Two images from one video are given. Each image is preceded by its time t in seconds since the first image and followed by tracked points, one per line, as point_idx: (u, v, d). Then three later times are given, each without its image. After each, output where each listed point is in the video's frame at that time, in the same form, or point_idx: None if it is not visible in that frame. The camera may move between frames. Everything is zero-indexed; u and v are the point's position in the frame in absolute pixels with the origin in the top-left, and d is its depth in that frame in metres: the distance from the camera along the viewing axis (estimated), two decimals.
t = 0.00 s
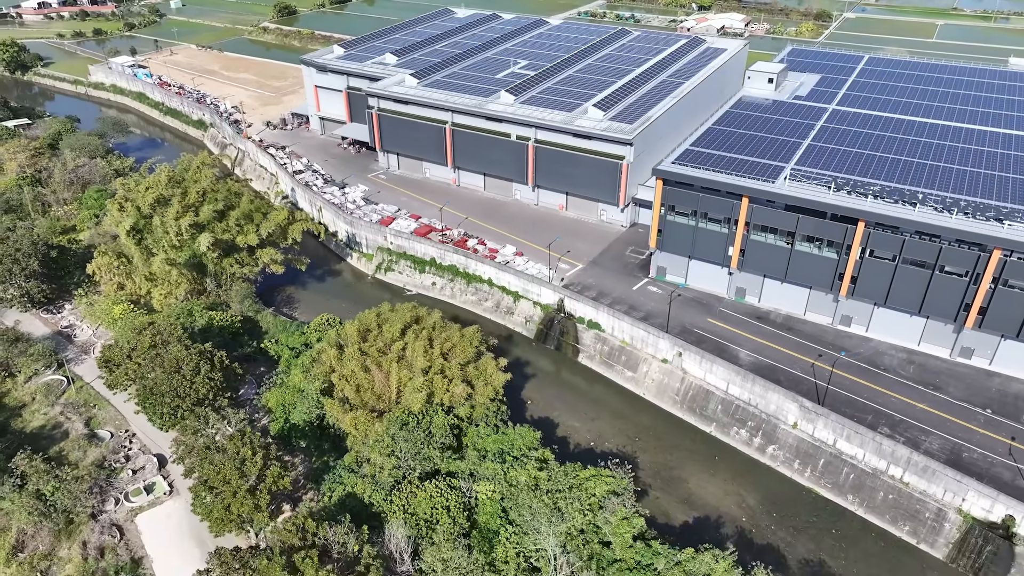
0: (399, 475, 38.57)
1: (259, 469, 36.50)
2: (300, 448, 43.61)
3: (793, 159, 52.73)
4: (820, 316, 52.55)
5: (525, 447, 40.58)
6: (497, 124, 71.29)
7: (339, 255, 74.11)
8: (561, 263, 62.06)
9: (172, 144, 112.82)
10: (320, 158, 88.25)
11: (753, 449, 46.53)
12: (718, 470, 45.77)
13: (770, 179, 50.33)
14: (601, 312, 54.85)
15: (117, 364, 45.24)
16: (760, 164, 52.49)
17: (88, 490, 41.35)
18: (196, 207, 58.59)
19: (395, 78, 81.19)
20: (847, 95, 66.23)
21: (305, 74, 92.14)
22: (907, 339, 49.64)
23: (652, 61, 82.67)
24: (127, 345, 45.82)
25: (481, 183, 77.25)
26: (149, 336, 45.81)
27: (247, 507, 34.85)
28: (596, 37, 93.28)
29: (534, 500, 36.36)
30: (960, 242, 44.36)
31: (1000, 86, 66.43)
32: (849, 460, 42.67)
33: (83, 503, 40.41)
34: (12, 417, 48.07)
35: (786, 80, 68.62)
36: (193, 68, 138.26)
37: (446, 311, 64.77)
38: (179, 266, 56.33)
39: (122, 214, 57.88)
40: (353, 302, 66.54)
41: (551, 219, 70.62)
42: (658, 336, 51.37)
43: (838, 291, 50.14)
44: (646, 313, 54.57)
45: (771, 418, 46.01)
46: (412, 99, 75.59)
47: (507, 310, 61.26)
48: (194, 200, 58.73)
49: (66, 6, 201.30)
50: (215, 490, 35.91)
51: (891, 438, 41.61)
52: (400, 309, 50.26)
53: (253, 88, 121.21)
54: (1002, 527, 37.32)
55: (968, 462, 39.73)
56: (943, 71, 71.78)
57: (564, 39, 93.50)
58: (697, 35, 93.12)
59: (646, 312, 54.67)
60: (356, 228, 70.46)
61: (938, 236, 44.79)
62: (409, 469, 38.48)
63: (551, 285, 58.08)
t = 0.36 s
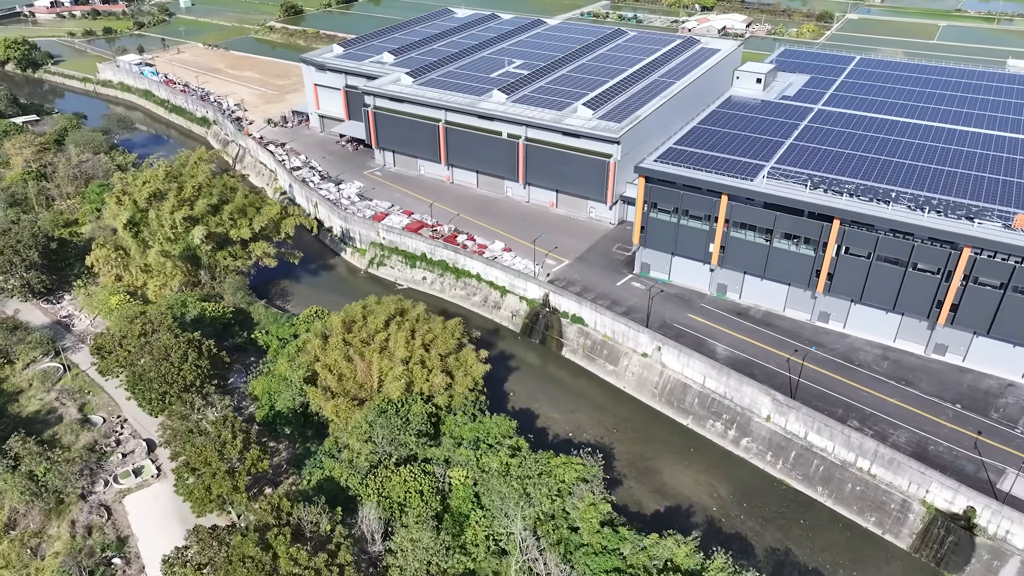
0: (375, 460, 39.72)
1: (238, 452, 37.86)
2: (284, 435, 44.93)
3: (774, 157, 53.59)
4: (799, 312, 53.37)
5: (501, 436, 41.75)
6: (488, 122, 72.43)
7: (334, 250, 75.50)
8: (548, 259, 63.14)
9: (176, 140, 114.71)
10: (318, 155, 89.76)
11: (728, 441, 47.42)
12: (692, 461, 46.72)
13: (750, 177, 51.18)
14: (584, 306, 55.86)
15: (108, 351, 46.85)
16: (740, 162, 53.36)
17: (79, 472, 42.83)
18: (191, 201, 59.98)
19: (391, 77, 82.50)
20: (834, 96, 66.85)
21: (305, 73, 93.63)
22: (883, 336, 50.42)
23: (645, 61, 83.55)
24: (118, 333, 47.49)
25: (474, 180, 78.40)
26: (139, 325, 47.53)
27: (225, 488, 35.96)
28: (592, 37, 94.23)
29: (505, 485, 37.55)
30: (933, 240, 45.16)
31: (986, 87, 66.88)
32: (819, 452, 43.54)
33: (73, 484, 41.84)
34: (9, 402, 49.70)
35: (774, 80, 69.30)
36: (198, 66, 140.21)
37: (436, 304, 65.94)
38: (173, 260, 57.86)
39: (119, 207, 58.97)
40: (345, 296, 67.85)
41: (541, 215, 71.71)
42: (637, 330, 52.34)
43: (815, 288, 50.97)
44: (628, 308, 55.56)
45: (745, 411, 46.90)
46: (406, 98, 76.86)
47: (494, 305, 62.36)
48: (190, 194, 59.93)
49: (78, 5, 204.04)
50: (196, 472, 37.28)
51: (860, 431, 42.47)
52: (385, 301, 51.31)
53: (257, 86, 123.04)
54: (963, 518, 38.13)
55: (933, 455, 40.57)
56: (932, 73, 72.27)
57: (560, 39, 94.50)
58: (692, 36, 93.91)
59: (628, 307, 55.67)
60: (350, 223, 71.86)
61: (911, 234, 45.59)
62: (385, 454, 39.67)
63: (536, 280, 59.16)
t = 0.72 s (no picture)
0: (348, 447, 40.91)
1: (214, 437, 39.62)
2: (264, 423, 46.31)
3: (748, 156, 54.58)
4: (772, 308, 54.35)
5: (472, 425, 42.91)
6: (475, 121, 73.60)
7: (324, 246, 76.79)
8: (530, 255, 64.30)
9: (174, 138, 116.28)
10: (311, 153, 91.13)
11: (698, 433, 48.44)
12: (663, 452, 47.78)
13: (723, 176, 52.18)
14: (563, 301, 56.92)
15: (94, 341, 48.26)
16: (716, 161, 54.37)
17: (64, 457, 44.20)
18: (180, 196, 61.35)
19: (382, 76, 83.76)
20: (814, 96, 67.74)
21: (299, 72, 95.02)
22: (853, 331, 51.36)
23: (633, 61, 84.57)
24: (104, 324, 48.99)
25: (463, 178, 79.57)
26: (124, 316, 49.02)
27: (201, 472, 37.34)
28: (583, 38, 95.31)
29: (472, 471, 38.73)
30: (899, 238, 46.06)
31: (966, 87, 67.62)
32: (785, 444, 44.52)
33: (58, 468, 43.15)
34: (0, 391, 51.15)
35: (757, 80, 70.19)
36: (198, 65, 141.95)
37: (421, 299, 67.10)
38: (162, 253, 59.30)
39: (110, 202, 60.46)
40: (332, 290, 69.09)
41: (526, 213, 72.85)
42: (613, 325, 53.37)
43: (787, 284, 51.95)
44: (606, 304, 56.62)
45: (715, 404, 47.92)
46: (395, 97, 78.11)
47: (477, 300, 63.51)
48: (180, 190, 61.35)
49: (83, 4, 206.08)
50: (173, 457, 38.78)
51: (824, 423, 43.46)
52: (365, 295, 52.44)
53: (255, 85, 124.59)
54: (920, 507, 39.10)
55: (893, 447, 41.60)
56: (914, 74, 73.05)
57: (551, 39, 95.57)
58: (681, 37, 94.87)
59: (605, 302, 56.73)
60: (339, 220, 73.19)
61: (879, 231, 46.49)
62: (358, 441, 40.86)
63: (517, 276, 60.26)
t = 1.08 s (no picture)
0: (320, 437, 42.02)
1: (188, 425, 40.99)
2: (242, 414, 47.39)
3: (721, 155, 55.61)
4: (744, 304, 55.37)
5: (442, 416, 43.97)
6: (458, 121, 74.68)
7: (310, 244, 77.89)
8: (510, 252, 65.38)
9: (168, 137, 117.49)
10: (300, 151, 92.26)
11: (667, 426, 49.50)
12: (632, 445, 48.86)
13: (695, 174, 53.20)
14: (539, 297, 57.98)
15: (77, 333, 49.50)
16: (688, 160, 55.40)
17: (46, 447, 45.33)
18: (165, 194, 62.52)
19: (369, 76, 84.86)
20: (792, 96, 68.75)
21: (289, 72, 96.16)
22: (821, 327, 52.37)
23: (617, 62, 85.59)
24: (87, 317, 50.24)
25: (447, 177, 80.65)
26: (106, 309, 50.25)
27: (174, 459, 38.48)
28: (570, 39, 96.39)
29: (438, 461, 39.81)
30: (864, 235, 47.02)
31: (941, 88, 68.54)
32: (749, 436, 45.55)
33: (39, 457, 44.29)
34: None
35: (735, 80, 71.18)
36: (193, 65, 143.38)
37: (403, 295, 68.21)
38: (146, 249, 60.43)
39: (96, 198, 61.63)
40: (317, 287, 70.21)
41: (509, 211, 73.93)
42: (587, 320, 54.42)
43: (757, 280, 52.96)
44: (581, 300, 57.67)
45: (683, 397, 48.96)
46: (381, 96, 79.23)
47: (458, 296, 64.59)
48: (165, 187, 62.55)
49: (83, 4, 207.56)
50: (149, 445, 39.97)
51: (786, 416, 44.48)
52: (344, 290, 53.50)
53: (248, 84, 125.78)
54: (875, 497, 40.13)
55: (852, 439, 42.64)
56: (892, 74, 74.03)
57: (538, 40, 96.61)
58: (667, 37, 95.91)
59: (580, 298, 57.79)
60: (324, 217, 74.33)
61: (843, 228, 47.47)
62: (329, 431, 41.96)
63: (495, 272, 61.33)
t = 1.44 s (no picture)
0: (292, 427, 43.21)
1: (161, 415, 42.07)
2: (219, 406, 48.55)
3: (691, 154, 56.70)
4: (713, 301, 56.44)
5: (411, 408, 45.10)
6: (440, 120, 75.78)
7: (295, 241, 79.01)
8: (488, 250, 66.46)
9: (160, 136, 118.63)
10: (287, 150, 93.36)
11: (634, 419, 50.59)
12: (599, 437, 49.97)
13: (664, 173, 54.29)
14: (514, 293, 59.07)
15: (57, 327, 50.69)
16: (659, 159, 56.49)
17: (25, 437, 46.49)
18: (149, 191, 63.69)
19: (354, 76, 85.97)
20: (767, 97, 69.82)
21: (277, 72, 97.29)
22: (787, 323, 53.44)
23: (599, 62, 86.65)
24: (68, 311, 51.35)
25: (431, 175, 81.70)
26: (87, 304, 51.36)
27: (147, 448, 39.59)
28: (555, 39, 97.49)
29: (404, 450, 40.95)
30: (826, 233, 48.10)
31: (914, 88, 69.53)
32: (712, 429, 46.66)
33: (18, 447, 45.44)
34: None
35: (712, 81, 72.25)
36: (187, 65, 144.52)
37: (384, 291, 69.34)
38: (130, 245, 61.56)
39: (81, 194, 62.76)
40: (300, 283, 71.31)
41: (490, 209, 74.99)
42: (559, 315, 55.51)
43: (725, 277, 54.05)
44: (555, 296, 58.76)
45: (650, 391, 50.08)
46: (365, 96, 80.33)
47: (436, 292, 65.68)
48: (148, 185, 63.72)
49: (80, 4, 208.86)
50: (122, 434, 41.07)
51: (748, 409, 45.56)
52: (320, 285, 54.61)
53: (240, 84, 126.90)
54: (830, 487, 41.23)
55: (810, 431, 43.74)
56: (868, 75, 75.06)
57: (523, 40, 97.64)
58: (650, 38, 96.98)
59: (554, 294, 58.89)
60: (308, 215, 75.42)
61: (806, 226, 48.55)
62: (300, 422, 43.12)
63: (472, 269, 62.43)
